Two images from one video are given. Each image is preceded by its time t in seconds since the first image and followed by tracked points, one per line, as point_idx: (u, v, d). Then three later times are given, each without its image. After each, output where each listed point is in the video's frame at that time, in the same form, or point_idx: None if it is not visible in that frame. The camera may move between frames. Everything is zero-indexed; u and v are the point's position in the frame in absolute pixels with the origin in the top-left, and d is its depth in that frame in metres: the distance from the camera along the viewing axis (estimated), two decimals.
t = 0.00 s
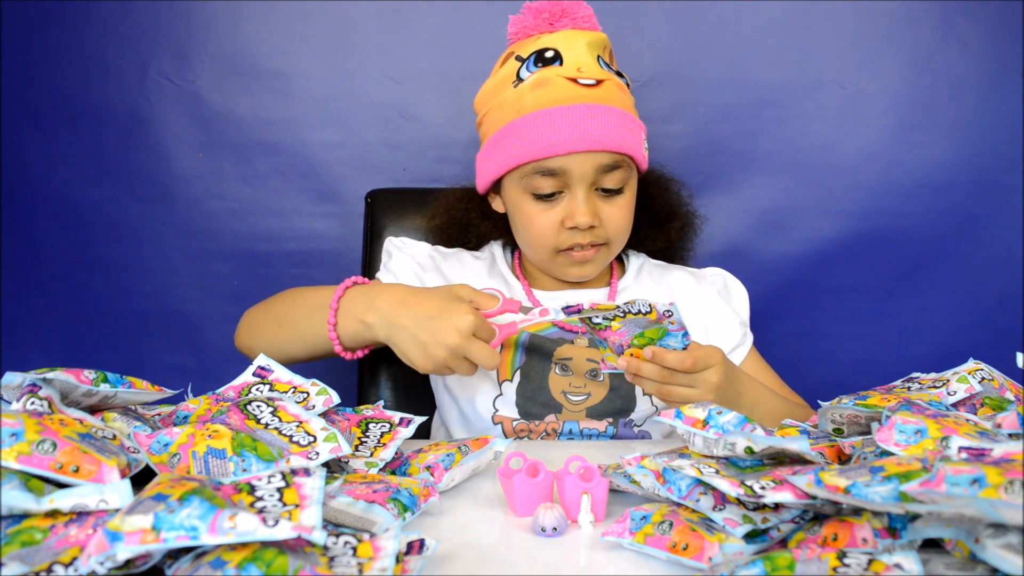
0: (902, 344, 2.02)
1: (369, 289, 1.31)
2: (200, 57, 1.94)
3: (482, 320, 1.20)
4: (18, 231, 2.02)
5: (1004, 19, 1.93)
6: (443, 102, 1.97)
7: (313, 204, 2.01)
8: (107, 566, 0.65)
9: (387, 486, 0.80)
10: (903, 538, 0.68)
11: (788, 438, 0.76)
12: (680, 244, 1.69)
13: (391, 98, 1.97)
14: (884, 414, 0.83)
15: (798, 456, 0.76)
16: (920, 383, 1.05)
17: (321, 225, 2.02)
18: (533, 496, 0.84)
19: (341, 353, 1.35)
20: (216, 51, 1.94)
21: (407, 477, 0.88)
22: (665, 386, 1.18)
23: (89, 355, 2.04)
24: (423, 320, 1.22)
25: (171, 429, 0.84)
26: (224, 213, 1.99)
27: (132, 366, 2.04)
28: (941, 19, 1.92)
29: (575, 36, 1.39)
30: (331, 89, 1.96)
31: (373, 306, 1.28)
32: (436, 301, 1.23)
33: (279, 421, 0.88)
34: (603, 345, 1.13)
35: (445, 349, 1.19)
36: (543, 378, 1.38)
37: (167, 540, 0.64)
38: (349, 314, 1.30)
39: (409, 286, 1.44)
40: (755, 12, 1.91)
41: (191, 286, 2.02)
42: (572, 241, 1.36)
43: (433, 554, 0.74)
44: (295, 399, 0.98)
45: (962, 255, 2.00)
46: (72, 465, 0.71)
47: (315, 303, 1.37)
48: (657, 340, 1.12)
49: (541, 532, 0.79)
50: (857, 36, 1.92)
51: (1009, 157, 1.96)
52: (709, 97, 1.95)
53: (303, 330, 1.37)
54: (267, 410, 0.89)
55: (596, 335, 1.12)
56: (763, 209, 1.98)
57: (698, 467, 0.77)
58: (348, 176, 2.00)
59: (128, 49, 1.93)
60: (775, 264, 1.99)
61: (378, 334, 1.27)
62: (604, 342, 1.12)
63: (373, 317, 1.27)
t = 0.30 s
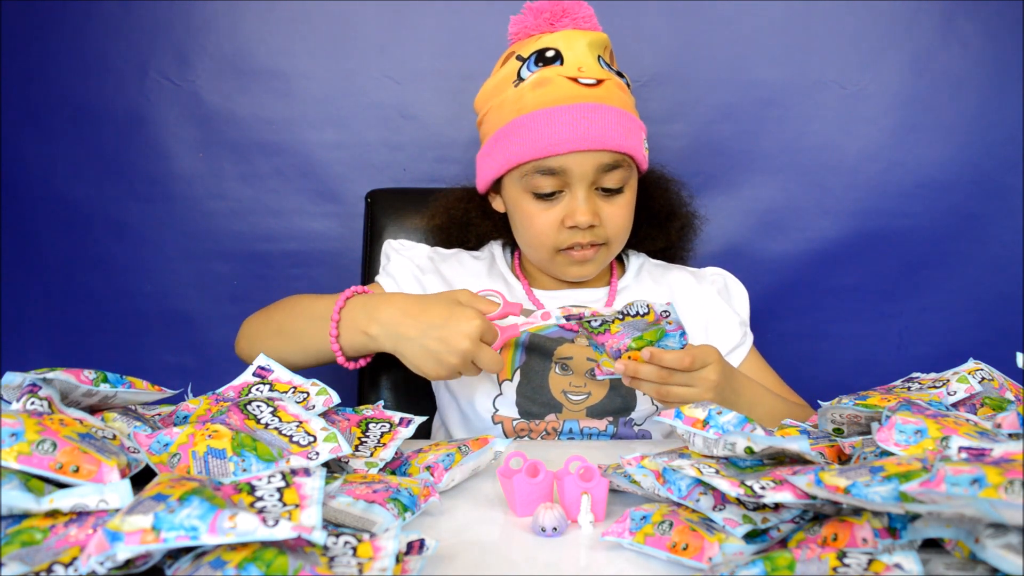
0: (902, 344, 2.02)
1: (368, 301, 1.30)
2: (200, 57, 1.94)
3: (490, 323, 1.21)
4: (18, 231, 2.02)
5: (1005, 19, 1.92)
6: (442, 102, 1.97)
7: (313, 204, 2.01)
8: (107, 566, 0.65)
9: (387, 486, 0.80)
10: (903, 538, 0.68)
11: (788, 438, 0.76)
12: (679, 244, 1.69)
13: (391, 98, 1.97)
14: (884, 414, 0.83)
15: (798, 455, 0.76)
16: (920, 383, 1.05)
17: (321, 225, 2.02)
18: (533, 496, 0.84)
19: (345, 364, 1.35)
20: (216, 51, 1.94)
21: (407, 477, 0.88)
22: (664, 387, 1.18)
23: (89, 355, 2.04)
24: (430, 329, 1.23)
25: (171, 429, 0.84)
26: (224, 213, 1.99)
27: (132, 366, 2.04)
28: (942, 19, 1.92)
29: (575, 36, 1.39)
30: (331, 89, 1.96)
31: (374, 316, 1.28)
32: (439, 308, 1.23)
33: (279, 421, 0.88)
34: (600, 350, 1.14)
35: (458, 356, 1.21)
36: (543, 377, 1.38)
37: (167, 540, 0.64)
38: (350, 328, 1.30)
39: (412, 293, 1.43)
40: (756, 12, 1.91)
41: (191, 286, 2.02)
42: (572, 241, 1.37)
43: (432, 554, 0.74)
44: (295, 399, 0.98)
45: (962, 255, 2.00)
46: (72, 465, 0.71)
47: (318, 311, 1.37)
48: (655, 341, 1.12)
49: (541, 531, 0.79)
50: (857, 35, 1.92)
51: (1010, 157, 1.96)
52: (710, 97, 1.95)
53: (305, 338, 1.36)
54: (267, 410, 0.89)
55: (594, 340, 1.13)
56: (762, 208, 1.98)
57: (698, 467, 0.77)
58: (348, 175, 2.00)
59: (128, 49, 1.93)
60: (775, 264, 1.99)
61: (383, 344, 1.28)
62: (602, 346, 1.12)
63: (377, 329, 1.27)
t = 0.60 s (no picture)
0: (902, 344, 2.02)
1: (376, 317, 1.30)
2: (200, 57, 1.94)
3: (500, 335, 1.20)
4: (18, 231, 2.02)
5: (1005, 19, 1.92)
6: (443, 102, 1.97)
7: (313, 204, 2.01)
8: (107, 566, 0.65)
9: (387, 486, 0.80)
10: (903, 538, 0.68)
11: (788, 438, 0.76)
12: (679, 244, 1.69)
13: (392, 98, 1.97)
14: (884, 414, 0.83)
15: (799, 455, 0.76)
16: (920, 383, 1.05)
17: (321, 225, 2.02)
18: (533, 496, 0.84)
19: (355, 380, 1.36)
20: (216, 51, 1.94)
21: (407, 477, 0.88)
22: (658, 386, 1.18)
23: (89, 355, 2.04)
24: (439, 345, 1.22)
25: (171, 429, 0.84)
26: (224, 213, 1.99)
27: (132, 366, 2.04)
28: (941, 19, 1.92)
29: (572, 36, 1.39)
30: (331, 89, 1.96)
31: (383, 333, 1.27)
32: (448, 323, 1.22)
33: (279, 421, 0.88)
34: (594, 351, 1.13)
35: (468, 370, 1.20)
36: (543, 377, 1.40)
37: (167, 540, 0.64)
38: (364, 342, 1.30)
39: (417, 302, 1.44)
40: (755, 12, 1.91)
41: (190, 286, 2.02)
42: (571, 241, 1.36)
43: (433, 554, 0.74)
44: (296, 398, 0.98)
45: (962, 255, 2.00)
46: (72, 465, 0.71)
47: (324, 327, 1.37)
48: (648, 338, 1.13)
49: (541, 532, 0.79)
50: (857, 35, 1.92)
51: (1010, 157, 1.96)
52: (710, 97, 1.95)
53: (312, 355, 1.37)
54: (267, 410, 0.89)
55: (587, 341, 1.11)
56: (763, 208, 1.98)
57: (698, 467, 0.77)
58: (348, 175, 2.00)
59: (128, 49, 1.93)
60: (774, 263, 1.99)
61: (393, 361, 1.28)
62: (596, 346, 1.11)
63: (386, 346, 1.27)
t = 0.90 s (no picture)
0: (902, 344, 2.02)
1: (367, 298, 1.27)
2: (200, 57, 1.94)
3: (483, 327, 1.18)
4: (18, 231, 2.02)
5: (1005, 19, 1.92)
6: (443, 102, 1.97)
7: (313, 204, 2.01)
8: (107, 566, 0.65)
9: (387, 486, 0.80)
10: (903, 538, 0.68)
11: (788, 438, 0.76)
12: (678, 243, 1.69)
13: (392, 99, 1.97)
14: (884, 414, 0.83)
15: (799, 455, 0.76)
16: (920, 383, 1.05)
17: (321, 225, 2.02)
18: (533, 497, 0.84)
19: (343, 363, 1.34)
20: (216, 51, 1.94)
21: (407, 477, 0.88)
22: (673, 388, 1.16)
23: (89, 355, 2.04)
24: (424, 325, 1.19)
25: (171, 429, 0.84)
26: (224, 213, 1.99)
27: (132, 366, 2.04)
28: (941, 19, 1.92)
29: (568, 36, 1.39)
30: (331, 89, 1.96)
31: (369, 311, 1.25)
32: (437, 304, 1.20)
33: (279, 421, 0.88)
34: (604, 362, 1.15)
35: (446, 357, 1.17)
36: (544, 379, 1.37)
37: (167, 540, 0.64)
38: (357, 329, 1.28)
39: (408, 291, 1.43)
40: (755, 11, 1.91)
41: (190, 286, 2.02)
42: (569, 241, 1.36)
43: (433, 554, 0.74)
44: (296, 398, 0.98)
45: (962, 255, 2.00)
46: (72, 465, 0.71)
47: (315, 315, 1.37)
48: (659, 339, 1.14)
49: (541, 531, 0.79)
50: (857, 35, 1.92)
51: (1009, 157, 1.96)
52: (710, 97, 1.95)
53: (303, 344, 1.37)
54: (267, 410, 0.89)
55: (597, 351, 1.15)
56: (763, 208, 1.98)
57: (698, 467, 0.77)
58: (348, 175, 2.00)
59: (128, 49, 1.93)
60: (774, 263, 1.99)
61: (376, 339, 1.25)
62: (605, 354, 1.14)
63: (371, 323, 1.24)
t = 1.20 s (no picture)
0: (902, 344, 2.02)
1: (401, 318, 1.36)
2: (200, 56, 1.94)
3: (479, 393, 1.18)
4: (18, 231, 2.02)
5: (1005, 18, 1.92)
6: (443, 102, 1.97)
7: (313, 204, 2.01)
8: (107, 566, 0.65)
9: (387, 486, 0.80)
10: (903, 538, 0.68)
11: (788, 438, 0.76)
12: (677, 243, 1.69)
13: (392, 99, 1.98)
14: (884, 414, 0.83)
15: (798, 455, 0.76)
16: (920, 383, 1.05)
17: (321, 225, 2.02)
18: (532, 496, 0.84)
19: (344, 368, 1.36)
20: (216, 50, 1.94)
21: (407, 477, 0.88)
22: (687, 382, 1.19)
23: (89, 355, 2.04)
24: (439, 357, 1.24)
25: (171, 429, 0.84)
26: (224, 213, 1.99)
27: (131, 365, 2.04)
28: (941, 19, 1.92)
29: (565, 37, 1.39)
30: (331, 89, 1.96)
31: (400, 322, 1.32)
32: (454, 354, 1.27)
33: (279, 421, 0.88)
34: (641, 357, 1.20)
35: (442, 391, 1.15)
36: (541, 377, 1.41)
37: (167, 539, 0.64)
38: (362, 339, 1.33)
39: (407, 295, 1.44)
40: (755, 11, 1.91)
41: (190, 286, 2.02)
42: (565, 242, 1.37)
43: (432, 554, 0.74)
44: (295, 397, 0.98)
45: (962, 255, 2.00)
46: (72, 465, 0.71)
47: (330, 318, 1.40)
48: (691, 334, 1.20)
49: (541, 531, 0.79)
50: (857, 35, 1.92)
51: (1010, 157, 1.96)
52: (710, 97, 1.95)
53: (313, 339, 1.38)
54: (267, 410, 0.89)
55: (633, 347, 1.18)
56: (763, 208, 1.98)
57: (698, 467, 0.77)
58: (348, 175, 2.00)
59: (128, 48, 1.93)
60: (774, 263, 1.99)
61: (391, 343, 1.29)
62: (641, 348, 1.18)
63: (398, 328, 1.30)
